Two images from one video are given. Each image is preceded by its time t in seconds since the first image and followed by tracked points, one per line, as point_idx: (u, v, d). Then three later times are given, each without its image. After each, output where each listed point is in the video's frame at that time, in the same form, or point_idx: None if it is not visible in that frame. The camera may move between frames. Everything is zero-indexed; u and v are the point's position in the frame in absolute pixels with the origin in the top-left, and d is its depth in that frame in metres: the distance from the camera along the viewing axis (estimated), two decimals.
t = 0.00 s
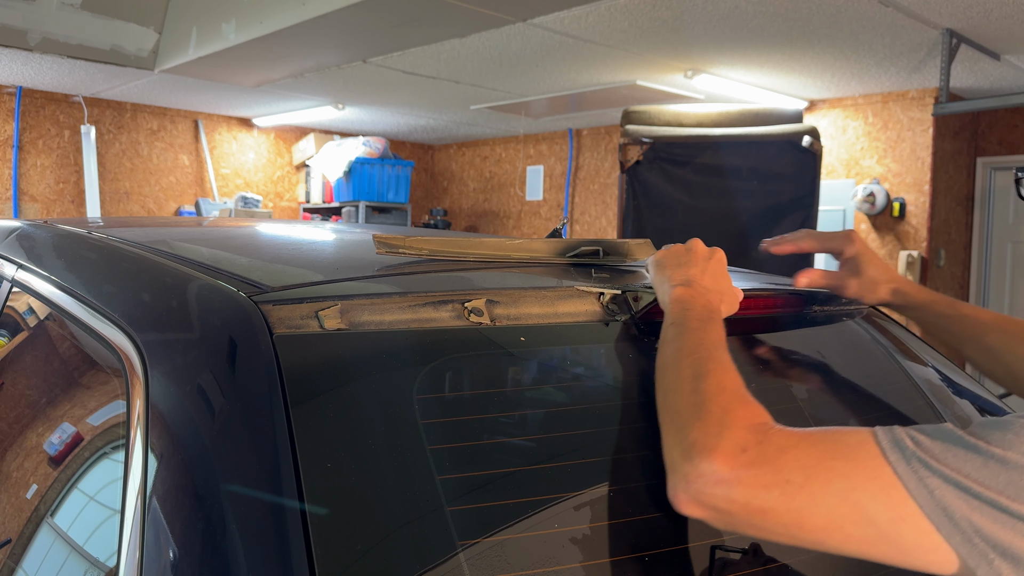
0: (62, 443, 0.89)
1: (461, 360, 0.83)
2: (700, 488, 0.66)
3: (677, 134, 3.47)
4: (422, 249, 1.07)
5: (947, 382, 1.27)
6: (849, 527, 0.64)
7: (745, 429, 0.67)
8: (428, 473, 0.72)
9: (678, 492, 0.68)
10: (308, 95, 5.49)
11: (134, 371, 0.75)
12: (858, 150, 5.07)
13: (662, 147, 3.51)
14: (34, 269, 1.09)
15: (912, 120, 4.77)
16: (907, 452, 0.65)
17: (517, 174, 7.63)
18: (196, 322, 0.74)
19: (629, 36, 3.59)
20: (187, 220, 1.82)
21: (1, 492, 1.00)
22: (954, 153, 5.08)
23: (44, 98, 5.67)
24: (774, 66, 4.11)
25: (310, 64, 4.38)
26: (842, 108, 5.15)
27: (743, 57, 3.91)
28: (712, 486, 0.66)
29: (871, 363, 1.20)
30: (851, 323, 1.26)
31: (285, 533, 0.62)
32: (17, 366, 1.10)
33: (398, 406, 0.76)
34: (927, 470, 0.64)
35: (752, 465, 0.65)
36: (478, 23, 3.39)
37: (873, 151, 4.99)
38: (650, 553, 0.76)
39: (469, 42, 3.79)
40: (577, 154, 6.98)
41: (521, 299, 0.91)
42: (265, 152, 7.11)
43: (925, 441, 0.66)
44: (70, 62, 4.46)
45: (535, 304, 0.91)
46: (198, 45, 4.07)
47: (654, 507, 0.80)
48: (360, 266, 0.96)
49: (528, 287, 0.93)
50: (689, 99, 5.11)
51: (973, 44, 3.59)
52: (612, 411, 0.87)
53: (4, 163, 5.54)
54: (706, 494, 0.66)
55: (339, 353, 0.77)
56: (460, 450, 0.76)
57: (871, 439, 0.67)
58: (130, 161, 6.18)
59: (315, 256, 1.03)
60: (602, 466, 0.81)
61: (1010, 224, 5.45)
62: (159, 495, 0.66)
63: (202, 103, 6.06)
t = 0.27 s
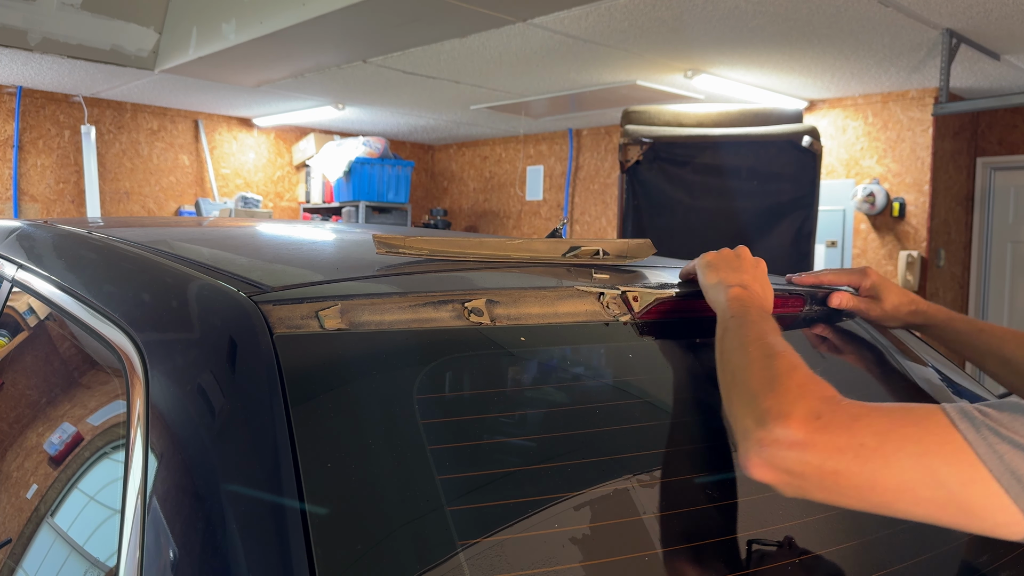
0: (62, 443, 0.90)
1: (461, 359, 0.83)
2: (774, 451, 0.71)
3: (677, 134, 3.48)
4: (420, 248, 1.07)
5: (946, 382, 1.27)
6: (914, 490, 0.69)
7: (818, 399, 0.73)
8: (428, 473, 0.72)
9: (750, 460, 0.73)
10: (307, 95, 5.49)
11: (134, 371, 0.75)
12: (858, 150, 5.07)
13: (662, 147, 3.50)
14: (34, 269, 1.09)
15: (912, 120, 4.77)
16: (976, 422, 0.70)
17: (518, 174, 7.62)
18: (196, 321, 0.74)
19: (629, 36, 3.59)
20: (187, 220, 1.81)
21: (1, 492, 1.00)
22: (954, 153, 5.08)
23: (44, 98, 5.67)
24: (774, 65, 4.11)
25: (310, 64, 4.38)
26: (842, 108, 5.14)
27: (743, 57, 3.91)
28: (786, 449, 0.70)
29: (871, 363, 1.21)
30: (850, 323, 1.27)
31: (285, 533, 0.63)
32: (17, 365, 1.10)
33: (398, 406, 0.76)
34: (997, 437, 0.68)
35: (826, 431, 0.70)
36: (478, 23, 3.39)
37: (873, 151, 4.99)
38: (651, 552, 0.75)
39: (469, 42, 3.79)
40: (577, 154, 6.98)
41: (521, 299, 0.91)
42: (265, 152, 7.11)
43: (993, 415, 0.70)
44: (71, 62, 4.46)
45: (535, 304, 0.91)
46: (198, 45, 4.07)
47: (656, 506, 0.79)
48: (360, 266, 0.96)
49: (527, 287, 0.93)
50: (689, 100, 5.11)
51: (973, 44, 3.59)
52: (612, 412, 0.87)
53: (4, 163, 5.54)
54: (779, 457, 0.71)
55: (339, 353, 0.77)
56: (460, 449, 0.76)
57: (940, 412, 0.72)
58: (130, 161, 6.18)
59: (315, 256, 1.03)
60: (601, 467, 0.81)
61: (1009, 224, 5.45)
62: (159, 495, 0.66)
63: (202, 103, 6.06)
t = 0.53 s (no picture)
0: (61, 444, 0.89)
1: (461, 360, 0.83)
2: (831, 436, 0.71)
3: (677, 133, 3.48)
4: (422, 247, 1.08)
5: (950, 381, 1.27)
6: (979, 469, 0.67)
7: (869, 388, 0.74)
8: (429, 474, 0.72)
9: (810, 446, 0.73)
10: (307, 95, 5.49)
11: (133, 371, 0.74)
12: (859, 150, 5.07)
13: (662, 147, 3.53)
14: (34, 269, 1.09)
15: (912, 120, 4.77)
16: None
17: (517, 173, 7.62)
18: (195, 321, 0.74)
19: (629, 36, 3.59)
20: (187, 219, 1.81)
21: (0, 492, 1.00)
22: (954, 153, 5.08)
23: (43, 97, 5.66)
24: (774, 65, 4.11)
25: (310, 64, 4.38)
26: (842, 108, 5.14)
27: (744, 57, 3.91)
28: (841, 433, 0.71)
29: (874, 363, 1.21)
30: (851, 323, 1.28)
31: (285, 533, 0.62)
32: (17, 365, 1.10)
33: (398, 407, 0.75)
34: None
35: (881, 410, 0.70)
36: (478, 23, 3.39)
37: (874, 151, 4.99)
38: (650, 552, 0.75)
39: (469, 41, 3.79)
40: (577, 154, 6.98)
41: (521, 298, 0.91)
42: (265, 152, 7.10)
43: None
44: (70, 62, 4.45)
45: (535, 303, 0.91)
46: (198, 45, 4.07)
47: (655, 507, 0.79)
48: (361, 267, 0.96)
49: (529, 287, 0.94)
50: (689, 99, 5.11)
51: (973, 43, 3.60)
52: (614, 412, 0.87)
53: (4, 162, 5.53)
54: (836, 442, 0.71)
55: (339, 353, 0.76)
56: (460, 450, 0.76)
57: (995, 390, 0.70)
58: (129, 161, 6.17)
59: (315, 256, 1.03)
60: (600, 468, 0.81)
61: (1010, 223, 5.45)
62: (158, 495, 0.65)
63: (201, 103, 6.06)
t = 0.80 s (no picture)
0: (61, 444, 0.89)
1: (460, 359, 0.83)
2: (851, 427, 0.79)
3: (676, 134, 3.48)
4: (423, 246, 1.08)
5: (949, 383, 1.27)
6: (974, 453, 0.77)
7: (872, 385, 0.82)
8: (428, 473, 0.72)
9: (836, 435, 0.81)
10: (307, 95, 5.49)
11: (133, 371, 0.74)
12: (859, 150, 5.07)
13: (662, 147, 3.55)
14: (34, 269, 1.09)
15: (912, 120, 4.77)
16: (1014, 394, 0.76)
17: (517, 173, 7.62)
18: (195, 322, 0.74)
19: (629, 36, 3.60)
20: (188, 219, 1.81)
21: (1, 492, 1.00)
22: (954, 153, 5.08)
23: (43, 97, 5.67)
24: (774, 65, 4.11)
25: (310, 64, 4.38)
26: (842, 108, 5.14)
27: (744, 57, 3.91)
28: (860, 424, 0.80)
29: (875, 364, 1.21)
30: (853, 323, 1.28)
31: (285, 533, 0.62)
32: (17, 366, 1.10)
33: (397, 407, 0.75)
34: None
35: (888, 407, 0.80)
36: (478, 23, 3.39)
37: (873, 151, 4.99)
38: (651, 553, 0.74)
39: (469, 41, 3.79)
40: (577, 154, 6.97)
41: (521, 299, 0.93)
42: (265, 152, 7.10)
43: None
44: (70, 62, 4.46)
45: (535, 304, 0.93)
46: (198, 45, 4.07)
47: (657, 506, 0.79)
48: (361, 266, 0.96)
49: (528, 287, 0.95)
50: (689, 99, 5.11)
51: (973, 43, 3.60)
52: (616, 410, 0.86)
53: (4, 163, 5.54)
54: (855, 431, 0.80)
55: (339, 353, 0.77)
56: (460, 450, 0.75)
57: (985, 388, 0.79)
58: (129, 161, 6.18)
59: (315, 256, 1.03)
60: (602, 466, 0.80)
61: (1010, 223, 5.45)
62: (159, 495, 0.65)
63: (201, 103, 6.06)
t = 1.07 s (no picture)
0: (62, 444, 0.89)
1: (460, 360, 0.83)
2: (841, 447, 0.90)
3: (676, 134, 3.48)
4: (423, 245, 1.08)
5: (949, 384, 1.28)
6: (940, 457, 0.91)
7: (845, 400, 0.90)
8: (428, 473, 0.72)
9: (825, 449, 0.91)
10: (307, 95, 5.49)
11: (133, 371, 0.74)
12: (858, 150, 5.07)
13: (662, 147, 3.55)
14: (34, 269, 1.09)
15: (912, 120, 4.77)
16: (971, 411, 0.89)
17: (517, 174, 7.62)
18: (195, 322, 0.74)
19: (629, 37, 3.60)
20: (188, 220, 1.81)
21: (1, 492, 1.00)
22: (954, 153, 5.08)
23: (43, 98, 5.67)
24: (774, 65, 4.11)
25: (310, 64, 4.38)
26: (842, 108, 5.14)
27: (743, 57, 3.92)
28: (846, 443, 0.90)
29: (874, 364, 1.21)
30: (852, 324, 1.29)
31: (286, 533, 0.63)
32: (17, 366, 1.10)
33: (398, 407, 0.76)
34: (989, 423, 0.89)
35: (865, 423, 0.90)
36: (478, 23, 3.39)
37: (873, 151, 4.99)
38: (651, 552, 0.75)
39: (469, 42, 3.80)
40: (577, 154, 6.98)
41: (522, 300, 0.90)
42: (265, 152, 7.11)
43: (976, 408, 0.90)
44: (70, 62, 4.46)
45: (536, 306, 0.90)
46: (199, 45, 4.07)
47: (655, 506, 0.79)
48: (362, 267, 0.97)
49: (532, 287, 0.94)
50: (689, 100, 5.11)
51: (973, 43, 3.60)
52: (612, 413, 0.87)
53: (4, 163, 5.54)
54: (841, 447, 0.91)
55: (339, 353, 0.77)
56: (461, 450, 0.76)
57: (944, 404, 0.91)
58: (129, 161, 6.18)
59: (315, 256, 1.03)
60: (600, 466, 0.80)
61: (1010, 223, 5.45)
62: (159, 495, 0.66)
63: (202, 103, 6.06)
